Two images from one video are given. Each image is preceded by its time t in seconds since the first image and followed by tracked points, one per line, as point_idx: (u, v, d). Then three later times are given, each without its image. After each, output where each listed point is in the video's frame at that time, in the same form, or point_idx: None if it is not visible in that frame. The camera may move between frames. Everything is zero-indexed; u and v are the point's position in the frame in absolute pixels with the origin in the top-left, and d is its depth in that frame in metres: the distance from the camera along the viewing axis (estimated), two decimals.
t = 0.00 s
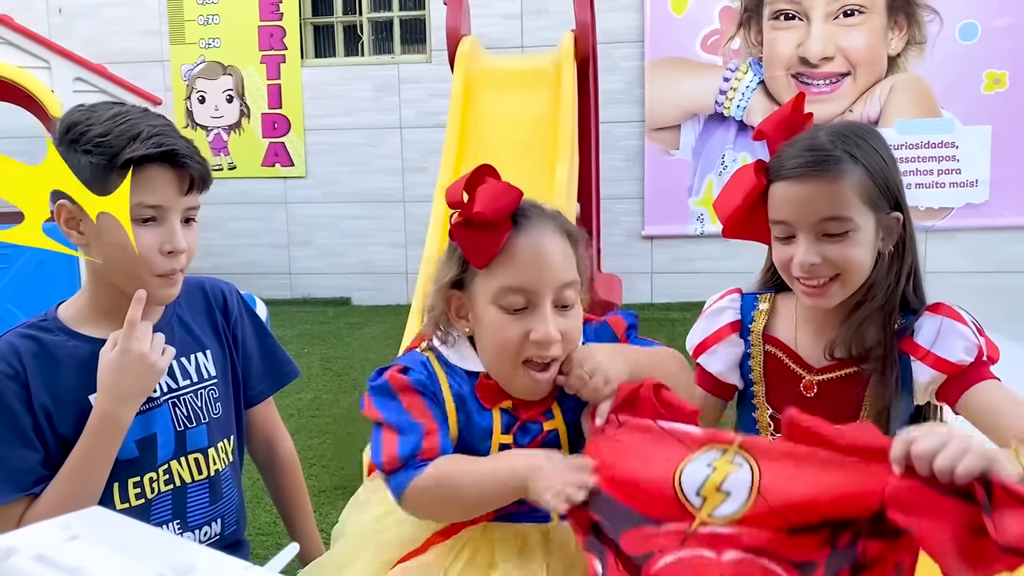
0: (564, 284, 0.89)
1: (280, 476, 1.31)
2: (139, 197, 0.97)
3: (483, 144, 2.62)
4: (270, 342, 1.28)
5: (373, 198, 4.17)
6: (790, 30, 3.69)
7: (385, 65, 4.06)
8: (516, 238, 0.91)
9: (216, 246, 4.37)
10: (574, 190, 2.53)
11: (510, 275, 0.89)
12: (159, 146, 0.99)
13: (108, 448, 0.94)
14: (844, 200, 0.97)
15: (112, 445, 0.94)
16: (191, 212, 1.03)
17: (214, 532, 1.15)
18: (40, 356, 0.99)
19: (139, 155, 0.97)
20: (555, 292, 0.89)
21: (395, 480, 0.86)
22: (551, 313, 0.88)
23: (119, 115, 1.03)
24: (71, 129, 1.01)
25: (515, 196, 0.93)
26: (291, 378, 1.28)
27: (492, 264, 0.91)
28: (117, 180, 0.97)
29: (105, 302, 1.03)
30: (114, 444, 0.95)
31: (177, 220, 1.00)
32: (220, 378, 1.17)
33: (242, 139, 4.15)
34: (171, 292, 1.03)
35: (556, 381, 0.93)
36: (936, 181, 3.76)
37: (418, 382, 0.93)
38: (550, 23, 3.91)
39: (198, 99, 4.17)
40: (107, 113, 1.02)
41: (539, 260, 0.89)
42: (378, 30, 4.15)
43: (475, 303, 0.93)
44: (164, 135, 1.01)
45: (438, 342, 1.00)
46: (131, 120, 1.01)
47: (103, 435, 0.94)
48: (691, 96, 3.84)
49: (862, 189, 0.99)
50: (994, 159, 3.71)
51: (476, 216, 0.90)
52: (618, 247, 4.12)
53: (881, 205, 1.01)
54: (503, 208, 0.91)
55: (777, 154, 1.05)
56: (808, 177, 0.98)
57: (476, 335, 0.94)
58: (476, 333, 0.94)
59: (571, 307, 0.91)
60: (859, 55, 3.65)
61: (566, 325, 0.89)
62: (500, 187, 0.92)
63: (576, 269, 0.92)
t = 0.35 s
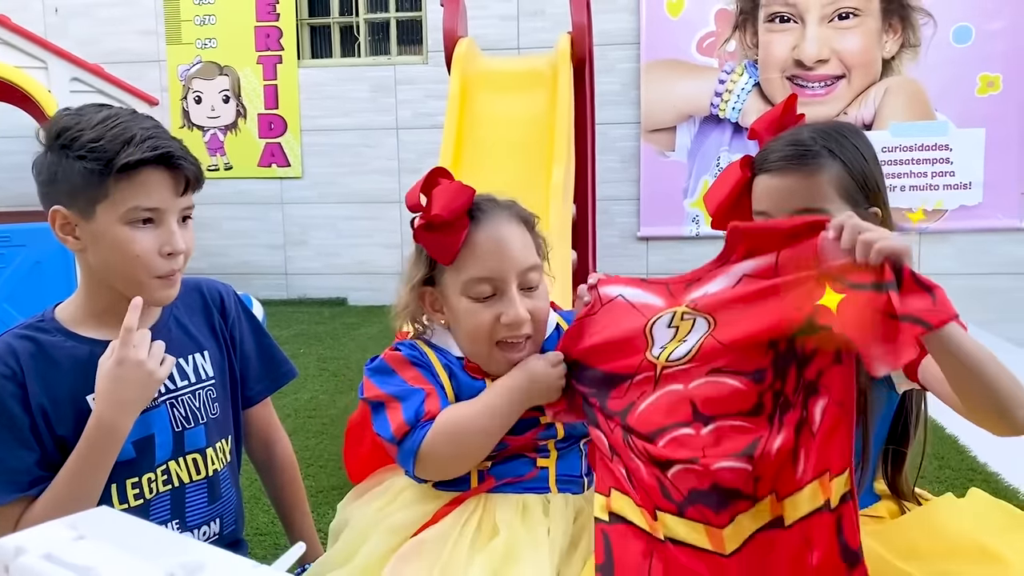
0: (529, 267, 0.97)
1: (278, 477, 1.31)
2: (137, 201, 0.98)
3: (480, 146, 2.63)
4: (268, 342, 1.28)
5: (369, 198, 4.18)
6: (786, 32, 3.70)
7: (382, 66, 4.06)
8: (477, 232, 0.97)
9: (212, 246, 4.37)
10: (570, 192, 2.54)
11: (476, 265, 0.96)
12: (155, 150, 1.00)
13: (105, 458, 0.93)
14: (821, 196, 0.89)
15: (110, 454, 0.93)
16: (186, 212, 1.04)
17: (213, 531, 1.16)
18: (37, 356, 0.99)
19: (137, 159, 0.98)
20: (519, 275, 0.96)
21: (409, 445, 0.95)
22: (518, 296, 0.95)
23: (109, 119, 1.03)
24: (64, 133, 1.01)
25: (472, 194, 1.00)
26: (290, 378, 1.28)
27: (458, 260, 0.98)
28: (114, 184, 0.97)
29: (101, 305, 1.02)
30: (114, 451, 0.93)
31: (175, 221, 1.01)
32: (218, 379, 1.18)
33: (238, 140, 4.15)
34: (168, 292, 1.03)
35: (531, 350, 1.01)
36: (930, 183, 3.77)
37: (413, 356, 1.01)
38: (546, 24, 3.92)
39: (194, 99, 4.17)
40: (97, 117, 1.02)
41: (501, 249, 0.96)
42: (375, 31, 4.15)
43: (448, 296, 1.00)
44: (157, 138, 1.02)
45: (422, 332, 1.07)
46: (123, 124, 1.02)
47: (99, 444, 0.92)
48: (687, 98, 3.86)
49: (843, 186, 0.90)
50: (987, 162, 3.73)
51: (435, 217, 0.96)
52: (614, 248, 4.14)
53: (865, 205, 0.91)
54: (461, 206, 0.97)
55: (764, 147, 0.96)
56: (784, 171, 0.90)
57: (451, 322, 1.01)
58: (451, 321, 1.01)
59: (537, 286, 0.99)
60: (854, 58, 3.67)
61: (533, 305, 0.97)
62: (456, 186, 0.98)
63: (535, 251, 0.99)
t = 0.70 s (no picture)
0: (508, 256, 0.98)
1: (274, 477, 1.31)
2: (128, 203, 0.94)
3: (476, 146, 2.63)
4: (264, 342, 1.28)
5: (364, 198, 4.18)
6: (781, 34, 3.71)
7: (377, 65, 4.06)
8: (453, 234, 0.98)
9: (205, 245, 4.36)
10: (566, 192, 2.54)
11: (458, 266, 0.96)
12: (145, 151, 0.95)
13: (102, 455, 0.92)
14: (765, 183, 0.76)
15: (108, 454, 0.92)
16: (179, 210, 1.00)
17: (209, 532, 1.16)
18: (30, 356, 0.97)
19: (127, 161, 0.93)
20: (502, 264, 0.97)
21: (433, 469, 0.92)
22: (506, 284, 0.96)
23: (94, 121, 0.97)
24: (48, 138, 0.96)
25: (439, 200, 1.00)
26: (286, 378, 1.28)
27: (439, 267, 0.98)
28: (104, 186, 0.93)
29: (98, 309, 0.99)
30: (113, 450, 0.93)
31: (168, 221, 0.97)
32: (213, 380, 1.17)
33: (233, 139, 4.15)
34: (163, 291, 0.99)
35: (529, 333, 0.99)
36: (924, 185, 3.78)
37: (421, 373, 0.97)
38: (542, 25, 3.93)
39: (189, 98, 4.15)
40: (81, 117, 0.97)
41: (479, 243, 0.97)
42: (370, 31, 4.15)
43: (437, 302, 0.99)
44: (146, 138, 0.97)
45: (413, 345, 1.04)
46: (109, 124, 0.97)
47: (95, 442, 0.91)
48: (682, 99, 3.87)
49: (793, 185, 0.74)
50: (980, 163, 3.76)
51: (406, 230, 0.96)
52: (609, 249, 4.14)
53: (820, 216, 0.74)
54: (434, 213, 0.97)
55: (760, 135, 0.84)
56: (745, 156, 0.78)
57: (447, 330, 1.00)
58: (447, 327, 1.00)
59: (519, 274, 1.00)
60: (849, 59, 3.68)
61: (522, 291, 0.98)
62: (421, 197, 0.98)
63: (511, 242, 1.01)
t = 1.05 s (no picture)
0: (543, 270, 1.01)
1: (270, 475, 1.31)
2: (120, 202, 0.94)
3: (471, 145, 2.63)
4: (259, 340, 1.27)
5: (358, 197, 4.18)
6: (774, 34, 3.72)
7: (372, 64, 4.06)
8: (494, 243, 0.99)
9: (199, 244, 4.35)
10: (561, 191, 2.55)
11: (495, 276, 0.99)
12: (132, 148, 0.95)
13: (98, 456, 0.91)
14: (779, 185, 0.91)
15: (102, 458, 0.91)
16: (168, 204, 1.00)
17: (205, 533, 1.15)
18: (22, 357, 0.97)
19: (116, 160, 0.93)
20: (535, 280, 1.00)
21: (438, 461, 0.94)
22: (537, 301, 0.99)
23: (74, 122, 0.96)
24: (30, 144, 0.94)
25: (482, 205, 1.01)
26: (281, 377, 1.27)
27: (474, 271, 1.00)
28: (94, 188, 0.92)
29: (94, 309, 0.99)
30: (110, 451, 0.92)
31: (160, 216, 0.97)
32: (208, 380, 1.16)
33: (227, 137, 4.14)
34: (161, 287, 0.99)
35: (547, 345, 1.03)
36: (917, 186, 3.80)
37: (433, 366, 0.99)
38: (536, 25, 3.93)
39: (183, 96, 4.14)
40: (60, 119, 0.96)
41: (517, 257, 0.99)
42: (365, 30, 4.15)
43: (464, 304, 1.02)
44: (130, 135, 0.96)
45: (427, 337, 1.06)
46: (90, 124, 0.96)
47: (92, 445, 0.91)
48: (676, 99, 3.88)
49: (805, 191, 0.90)
50: (973, 164, 3.77)
51: (451, 233, 0.98)
52: (603, 248, 4.15)
53: (822, 218, 0.90)
54: (475, 221, 0.98)
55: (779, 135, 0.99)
56: (764, 155, 0.92)
57: (466, 329, 1.03)
58: (467, 328, 1.03)
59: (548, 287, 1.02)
60: (842, 60, 3.69)
61: (548, 306, 1.02)
62: (468, 201, 0.99)
63: (545, 256, 1.03)
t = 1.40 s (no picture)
0: (541, 296, 1.04)
1: (265, 474, 1.30)
2: (116, 207, 0.97)
3: (466, 144, 2.63)
4: (255, 336, 1.26)
5: (352, 196, 4.17)
6: (768, 35, 3.74)
7: (366, 63, 4.06)
8: (493, 261, 1.02)
9: (192, 243, 4.34)
10: (556, 190, 2.55)
11: (490, 296, 1.02)
12: (127, 153, 0.97)
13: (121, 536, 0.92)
14: (822, 223, 0.95)
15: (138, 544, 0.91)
16: (162, 206, 1.03)
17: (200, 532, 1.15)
18: (15, 355, 0.99)
19: (110, 165, 0.96)
20: (530, 305, 1.03)
21: (404, 482, 1.01)
22: (528, 328, 1.03)
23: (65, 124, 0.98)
24: (20, 147, 0.96)
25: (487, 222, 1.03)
26: (275, 375, 1.26)
27: (469, 285, 1.03)
28: (88, 193, 0.96)
29: (89, 313, 1.02)
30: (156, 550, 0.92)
31: (156, 219, 1.00)
32: (205, 381, 1.15)
33: (220, 136, 4.13)
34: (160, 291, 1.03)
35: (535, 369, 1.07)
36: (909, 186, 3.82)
37: (411, 383, 1.05)
38: (530, 24, 3.93)
39: (176, 95, 4.13)
40: (50, 120, 0.98)
41: (516, 280, 1.02)
42: (359, 28, 4.15)
43: (455, 315, 1.05)
44: (123, 137, 0.99)
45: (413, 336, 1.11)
46: (82, 126, 0.98)
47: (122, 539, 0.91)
48: (670, 99, 3.89)
49: (851, 229, 0.95)
50: (964, 164, 3.79)
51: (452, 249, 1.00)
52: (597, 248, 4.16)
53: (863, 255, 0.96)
54: (476, 240, 1.01)
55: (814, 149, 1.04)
56: (804, 182, 0.97)
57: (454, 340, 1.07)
58: (456, 338, 1.06)
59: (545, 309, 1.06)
60: (835, 60, 3.70)
61: (540, 330, 1.05)
62: (475, 217, 1.01)
63: (547, 279, 1.05)
